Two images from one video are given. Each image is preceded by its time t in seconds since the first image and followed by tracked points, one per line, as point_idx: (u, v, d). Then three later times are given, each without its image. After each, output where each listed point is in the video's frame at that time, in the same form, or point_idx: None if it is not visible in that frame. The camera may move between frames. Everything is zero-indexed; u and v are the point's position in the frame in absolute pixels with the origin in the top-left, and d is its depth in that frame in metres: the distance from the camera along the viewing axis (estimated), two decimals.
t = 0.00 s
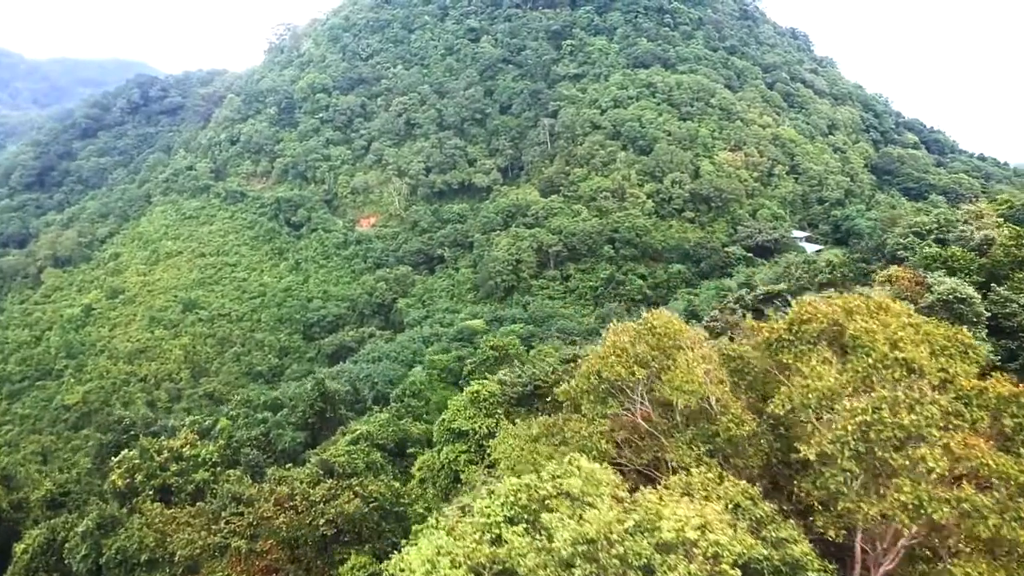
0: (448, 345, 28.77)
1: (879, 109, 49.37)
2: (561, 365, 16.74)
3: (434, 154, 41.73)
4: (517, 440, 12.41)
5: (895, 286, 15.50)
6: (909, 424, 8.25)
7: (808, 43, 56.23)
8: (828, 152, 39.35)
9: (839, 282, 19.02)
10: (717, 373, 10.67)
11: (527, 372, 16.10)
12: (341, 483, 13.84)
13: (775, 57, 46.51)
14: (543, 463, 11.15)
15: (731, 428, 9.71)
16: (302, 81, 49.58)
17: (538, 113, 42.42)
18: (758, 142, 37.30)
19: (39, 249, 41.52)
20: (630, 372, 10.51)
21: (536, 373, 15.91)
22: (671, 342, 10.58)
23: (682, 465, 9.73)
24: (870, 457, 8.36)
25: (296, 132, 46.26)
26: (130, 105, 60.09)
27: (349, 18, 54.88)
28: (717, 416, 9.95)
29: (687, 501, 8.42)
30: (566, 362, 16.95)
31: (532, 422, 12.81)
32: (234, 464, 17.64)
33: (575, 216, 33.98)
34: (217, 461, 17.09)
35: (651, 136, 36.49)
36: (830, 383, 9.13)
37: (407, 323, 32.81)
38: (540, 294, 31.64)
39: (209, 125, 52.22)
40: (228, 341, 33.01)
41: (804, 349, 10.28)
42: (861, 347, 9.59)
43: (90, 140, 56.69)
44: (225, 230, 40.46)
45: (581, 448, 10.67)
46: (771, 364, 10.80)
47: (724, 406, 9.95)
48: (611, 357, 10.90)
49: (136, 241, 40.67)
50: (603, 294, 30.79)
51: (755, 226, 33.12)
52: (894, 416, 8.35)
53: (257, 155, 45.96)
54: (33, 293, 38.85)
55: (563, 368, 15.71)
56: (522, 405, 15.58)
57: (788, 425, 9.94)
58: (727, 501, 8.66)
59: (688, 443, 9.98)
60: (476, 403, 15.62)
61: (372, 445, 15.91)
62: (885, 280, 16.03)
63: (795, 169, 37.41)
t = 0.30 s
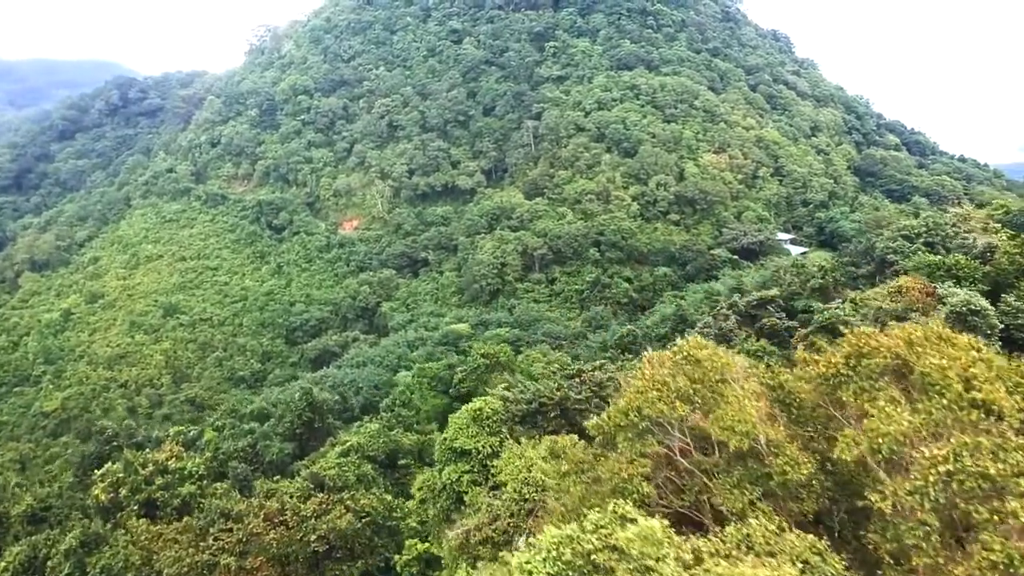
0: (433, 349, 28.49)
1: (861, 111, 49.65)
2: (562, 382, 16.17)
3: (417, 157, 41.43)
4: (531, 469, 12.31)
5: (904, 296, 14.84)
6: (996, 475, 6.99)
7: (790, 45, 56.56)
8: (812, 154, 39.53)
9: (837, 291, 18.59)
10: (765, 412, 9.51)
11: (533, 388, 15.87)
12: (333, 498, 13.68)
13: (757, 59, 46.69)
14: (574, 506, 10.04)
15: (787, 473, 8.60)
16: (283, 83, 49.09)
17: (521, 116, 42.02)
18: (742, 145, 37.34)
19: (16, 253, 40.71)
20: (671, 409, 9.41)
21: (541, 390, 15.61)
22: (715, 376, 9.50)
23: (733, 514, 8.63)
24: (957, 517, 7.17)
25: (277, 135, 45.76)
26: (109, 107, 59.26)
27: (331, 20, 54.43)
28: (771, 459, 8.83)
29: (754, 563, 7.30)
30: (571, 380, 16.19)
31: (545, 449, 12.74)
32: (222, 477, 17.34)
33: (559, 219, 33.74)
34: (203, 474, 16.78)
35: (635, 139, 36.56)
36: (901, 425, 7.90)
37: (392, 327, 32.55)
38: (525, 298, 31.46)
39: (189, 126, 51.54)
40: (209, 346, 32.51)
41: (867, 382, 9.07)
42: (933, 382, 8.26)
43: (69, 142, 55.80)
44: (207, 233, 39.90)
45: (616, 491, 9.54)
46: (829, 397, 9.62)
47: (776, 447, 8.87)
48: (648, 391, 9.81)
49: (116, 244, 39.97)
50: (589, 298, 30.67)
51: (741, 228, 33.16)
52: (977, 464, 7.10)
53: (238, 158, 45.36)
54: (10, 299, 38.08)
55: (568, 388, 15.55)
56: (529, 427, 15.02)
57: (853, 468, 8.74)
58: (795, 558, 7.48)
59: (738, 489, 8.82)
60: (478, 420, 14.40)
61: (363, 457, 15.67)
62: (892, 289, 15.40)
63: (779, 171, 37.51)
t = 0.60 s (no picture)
0: (412, 354, 28.17)
1: (835, 112, 50.09)
2: (558, 395, 15.03)
3: (393, 159, 41.08)
4: (533, 491, 11.98)
5: (907, 308, 14.22)
6: None
7: (765, 48, 57.02)
8: (788, 156, 39.81)
9: (823, 295, 18.57)
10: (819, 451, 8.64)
11: (527, 404, 14.86)
12: (317, 513, 13.41)
13: (733, 61, 46.97)
14: (600, 554, 8.96)
15: (848, 523, 7.65)
16: (258, 84, 48.36)
17: (499, 117, 41.87)
18: (719, 147, 37.51)
19: None
20: (719, 451, 8.45)
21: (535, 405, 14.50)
22: (766, 415, 8.61)
23: (789, 567, 7.61)
24: None
25: (252, 137, 45.07)
26: (78, 109, 58.04)
27: (306, 21, 53.81)
28: (831, 506, 7.87)
29: None
30: (570, 395, 14.96)
31: (547, 470, 12.51)
32: (203, 490, 17.01)
33: (538, 221, 33.57)
34: (183, 487, 16.43)
35: (613, 141, 36.36)
36: (982, 475, 7.28)
37: (369, 331, 32.17)
38: (505, 301, 31.23)
39: (162, 128, 50.61)
40: (184, 352, 31.93)
41: (932, 424, 8.30)
42: (1009, 429, 7.71)
43: (37, 144, 54.52)
44: (181, 236, 39.17)
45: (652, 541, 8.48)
46: (884, 439, 8.80)
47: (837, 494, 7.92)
48: (689, 429, 8.85)
49: (87, 248, 39.06)
50: (569, 301, 30.47)
51: (720, 231, 33.13)
52: None
53: (211, 160, 44.55)
54: None
55: (561, 402, 14.43)
56: (525, 448, 13.98)
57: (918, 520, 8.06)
58: None
59: (793, 539, 7.81)
60: (475, 439, 13.96)
61: (348, 469, 15.37)
62: (894, 300, 14.75)
63: (756, 173, 37.78)
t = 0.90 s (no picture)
0: (384, 358, 27.79)
1: (804, 113, 50.55)
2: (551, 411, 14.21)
3: (363, 160, 40.65)
4: (532, 514, 11.34)
5: (906, 317, 13.31)
6: None
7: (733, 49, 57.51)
8: (759, 157, 40.14)
9: (803, 298, 18.70)
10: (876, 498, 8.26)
11: (522, 419, 13.98)
12: (296, 528, 13.14)
13: (703, 63, 47.24)
14: None
15: None
16: (225, 84, 47.39)
17: (470, 118, 41.67)
18: (690, 148, 37.67)
19: None
20: (768, 497, 8.21)
21: (529, 420, 13.68)
22: (818, 460, 8.34)
23: None
24: None
25: (219, 138, 44.16)
26: (39, 110, 56.48)
27: (273, 20, 53.00)
28: (892, 558, 7.50)
29: None
30: (566, 410, 14.12)
31: (545, 491, 11.89)
32: (177, 506, 16.56)
33: (510, 223, 33.34)
34: (155, 503, 15.99)
35: (585, 142, 36.17)
36: None
37: (340, 335, 31.71)
38: (478, 304, 30.95)
39: (127, 130, 49.44)
40: (152, 356, 31.19)
41: (999, 469, 7.91)
42: None
43: None
44: (148, 239, 38.23)
45: None
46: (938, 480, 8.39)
47: (898, 546, 7.54)
48: (735, 473, 8.62)
49: (50, 252, 37.92)
50: (542, 303, 30.23)
51: (693, 232, 33.15)
52: None
53: (178, 161, 43.52)
54: None
55: (556, 419, 13.56)
56: (519, 467, 13.15)
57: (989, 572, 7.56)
58: None
59: None
60: (468, 459, 13.23)
61: (327, 482, 14.95)
62: (894, 309, 13.89)
63: (728, 174, 38.06)
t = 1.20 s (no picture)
0: (358, 363, 27.40)
1: (774, 114, 50.93)
2: (547, 428, 13.78)
3: (334, 162, 40.13)
4: (534, 540, 10.81)
5: (906, 328, 13.09)
6: None
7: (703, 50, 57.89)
8: (732, 159, 40.39)
9: (784, 301, 18.74)
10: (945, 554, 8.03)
11: (518, 436, 13.31)
12: (277, 546, 12.84)
13: (675, 64, 47.45)
14: None
15: None
16: (193, 85, 46.34)
17: (443, 119, 41.42)
18: (664, 149, 37.75)
19: None
20: (833, 552, 7.92)
21: (527, 440, 13.05)
22: (887, 517, 8.14)
23: None
24: None
25: (187, 139, 43.21)
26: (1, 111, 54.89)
27: (242, 20, 52.00)
28: None
29: None
30: (563, 427, 13.66)
31: (545, 514, 11.36)
32: (152, 521, 16.09)
33: (484, 225, 33.07)
34: (130, 519, 15.53)
35: (559, 143, 36.01)
36: None
37: (313, 339, 31.28)
38: (452, 307, 30.63)
39: (93, 131, 48.25)
40: (120, 362, 30.47)
41: None
42: None
43: None
44: (115, 242, 37.34)
45: None
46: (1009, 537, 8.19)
47: None
48: (796, 527, 8.44)
49: (14, 257, 36.79)
50: (517, 306, 29.94)
51: (667, 233, 33.13)
52: None
53: (146, 163, 42.50)
54: None
55: (554, 439, 12.99)
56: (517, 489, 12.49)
57: None
58: None
59: None
60: (464, 480, 12.49)
61: (307, 496, 14.65)
62: (892, 318, 13.66)
63: (701, 175, 38.05)
